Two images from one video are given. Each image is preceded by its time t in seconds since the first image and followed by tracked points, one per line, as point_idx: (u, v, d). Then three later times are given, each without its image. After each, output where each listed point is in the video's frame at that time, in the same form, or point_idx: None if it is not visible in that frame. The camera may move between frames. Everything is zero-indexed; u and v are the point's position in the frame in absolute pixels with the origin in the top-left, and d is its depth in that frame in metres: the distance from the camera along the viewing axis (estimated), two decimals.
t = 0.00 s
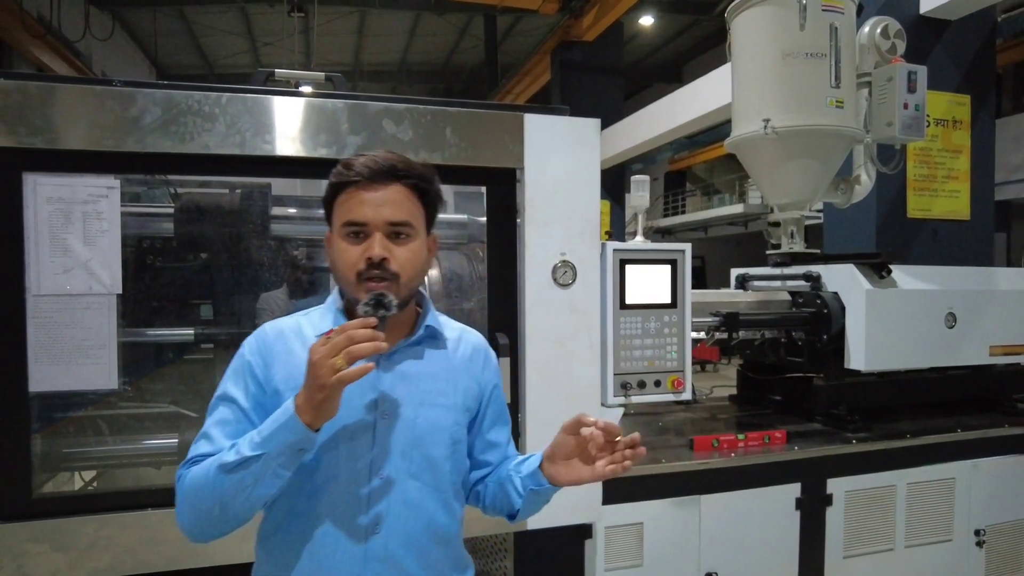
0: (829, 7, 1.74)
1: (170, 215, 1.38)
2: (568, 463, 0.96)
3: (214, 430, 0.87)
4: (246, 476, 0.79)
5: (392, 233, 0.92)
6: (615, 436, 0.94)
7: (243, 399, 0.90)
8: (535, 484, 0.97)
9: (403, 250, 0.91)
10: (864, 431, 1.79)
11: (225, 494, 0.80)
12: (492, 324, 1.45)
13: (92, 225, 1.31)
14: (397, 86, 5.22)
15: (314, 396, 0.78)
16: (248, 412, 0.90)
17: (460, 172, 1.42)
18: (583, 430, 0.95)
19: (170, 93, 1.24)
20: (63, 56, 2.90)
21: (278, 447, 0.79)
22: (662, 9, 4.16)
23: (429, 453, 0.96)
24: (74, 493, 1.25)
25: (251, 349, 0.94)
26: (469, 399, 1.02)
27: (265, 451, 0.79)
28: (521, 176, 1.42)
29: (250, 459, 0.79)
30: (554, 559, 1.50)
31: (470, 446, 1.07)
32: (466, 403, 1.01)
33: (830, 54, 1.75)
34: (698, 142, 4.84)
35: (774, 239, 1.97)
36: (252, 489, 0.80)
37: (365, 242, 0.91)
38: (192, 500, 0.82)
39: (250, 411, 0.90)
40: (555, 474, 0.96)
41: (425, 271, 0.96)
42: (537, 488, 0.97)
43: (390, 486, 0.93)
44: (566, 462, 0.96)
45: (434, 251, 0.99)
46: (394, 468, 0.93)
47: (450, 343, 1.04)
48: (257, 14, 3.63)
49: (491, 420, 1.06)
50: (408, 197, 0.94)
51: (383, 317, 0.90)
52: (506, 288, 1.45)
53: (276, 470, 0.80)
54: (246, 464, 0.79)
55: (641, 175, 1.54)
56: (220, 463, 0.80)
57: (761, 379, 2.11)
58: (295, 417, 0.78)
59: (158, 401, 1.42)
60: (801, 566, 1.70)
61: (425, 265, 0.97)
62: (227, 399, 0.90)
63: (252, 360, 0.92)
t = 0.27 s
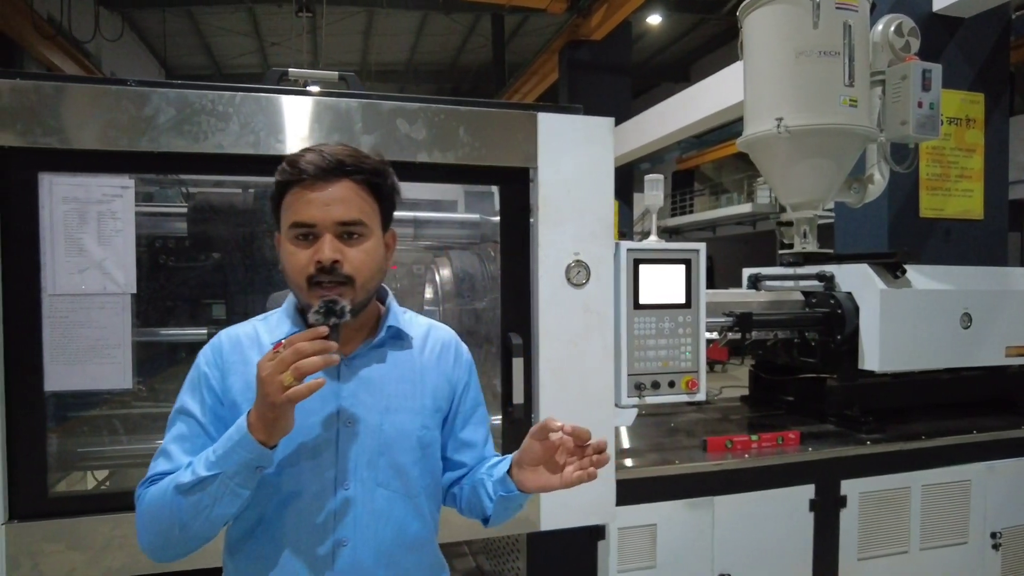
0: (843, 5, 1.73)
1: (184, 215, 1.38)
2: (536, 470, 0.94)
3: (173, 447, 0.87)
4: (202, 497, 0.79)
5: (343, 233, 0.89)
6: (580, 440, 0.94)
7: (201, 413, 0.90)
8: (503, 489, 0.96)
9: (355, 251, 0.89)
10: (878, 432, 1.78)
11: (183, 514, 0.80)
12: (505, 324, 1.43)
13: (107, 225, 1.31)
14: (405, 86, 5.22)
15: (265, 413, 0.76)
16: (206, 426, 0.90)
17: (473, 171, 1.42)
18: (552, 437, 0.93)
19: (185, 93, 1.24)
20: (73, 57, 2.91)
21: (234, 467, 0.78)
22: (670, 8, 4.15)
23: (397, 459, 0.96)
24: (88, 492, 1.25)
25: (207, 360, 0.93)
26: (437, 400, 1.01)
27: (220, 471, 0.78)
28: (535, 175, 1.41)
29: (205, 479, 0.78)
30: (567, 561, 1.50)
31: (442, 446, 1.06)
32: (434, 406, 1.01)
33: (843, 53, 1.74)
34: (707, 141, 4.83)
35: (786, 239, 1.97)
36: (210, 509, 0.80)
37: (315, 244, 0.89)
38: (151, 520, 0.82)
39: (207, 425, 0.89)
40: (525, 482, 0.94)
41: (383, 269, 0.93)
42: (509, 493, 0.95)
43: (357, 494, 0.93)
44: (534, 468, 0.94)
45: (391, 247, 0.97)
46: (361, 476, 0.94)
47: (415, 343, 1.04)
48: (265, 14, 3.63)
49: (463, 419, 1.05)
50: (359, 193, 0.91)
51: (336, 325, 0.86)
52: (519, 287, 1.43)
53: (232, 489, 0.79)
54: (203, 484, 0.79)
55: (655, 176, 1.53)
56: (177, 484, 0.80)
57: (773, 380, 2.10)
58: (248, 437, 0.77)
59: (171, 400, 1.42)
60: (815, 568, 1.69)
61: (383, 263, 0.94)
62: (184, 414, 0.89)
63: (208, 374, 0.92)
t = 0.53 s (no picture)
0: (859, 3, 1.72)
1: (201, 215, 1.39)
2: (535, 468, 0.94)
3: (156, 458, 0.85)
4: (190, 512, 0.78)
5: (327, 236, 0.89)
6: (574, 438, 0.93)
7: (183, 422, 0.88)
8: (502, 485, 0.96)
9: (341, 255, 0.89)
10: (895, 433, 1.77)
11: (171, 529, 0.78)
12: (521, 325, 1.42)
13: (125, 225, 1.31)
14: (414, 86, 5.22)
15: (257, 424, 0.75)
16: (189, 436, 0.88)
17: (489, 171, 1.41)
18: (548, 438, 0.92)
19: (203, 93, 1.25)
20: (87, 58, 2.92)
21: (224, 480, 0.77)
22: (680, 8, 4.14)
23: (390, 456, 0.96)
24: (108, 491, 1.26)
25: (186, 368, 0.91)
26: (427, 395, 1.02)
27: (209, 484, 0.77)
28: (551, 174, 1.40)
29: (193, 493, 0.77)
30: (583, 562, 1.49)
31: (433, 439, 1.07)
32: (424, 400, 1.01)
33: (860, 51, 1.72)
34: (718, 141, 4.82)
35: (801, 239, 1.96)
36: (200, 523, 0.78)
37: (300, 247, 0.88)
38: (138, 536, 0.80)
39: (190, 434, 0.88)
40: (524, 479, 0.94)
41: (367, 272, 0.93)
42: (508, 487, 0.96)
43: (351, 494, 0.93)
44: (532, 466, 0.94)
45: (374, 248, 0.97)
46: (354, 476, 0.93)
47: (402, 338, 1.04)
48: (276, 14, 3.63)
49: (452, 411, 1.06)
50: (343, 194, 0.90)
51: (326, 330, 0.86)
52: (536, 286, 1.42)
53: (222, 501, 0.78)
54: (191, 498, 0.77)
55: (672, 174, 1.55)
56: (163, 499, 0.78)
57: (788, 380, 2.10)
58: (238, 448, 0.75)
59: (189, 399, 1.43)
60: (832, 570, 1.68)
61: (367, 265, 0.95)
62: (165, 425, 0.87)
63: (188, 381, 0.90)
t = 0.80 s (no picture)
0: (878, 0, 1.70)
1: (220, 215, 1.39)
2: (536, 420, 0.97)
3: (171, 474, 0.84)
4: (218, 524, 0.77)
5: (341, 242, 0.89)
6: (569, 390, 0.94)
7: (197, 435, 0.87)
8: (508, 442, 0.99)
9: (355, 260, 0.89)
10: (915, 434, 1.76)
11: (198, 544, 0.78)
12: (538, 326, 1.41)
13: (147, 224, 1.32)
14: (426, 86, 5.23)
15: (284, 432, 0.75)
16: (205, 448, 0.87)
17: (507, 171, 1.41)
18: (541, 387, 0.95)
19: (223, 93, 1.25)
20: (102, 60, 2.93)
21: (251, 490, 0.77)
22: (693, 6, 4.12)
23: (406, 452, 0.98)
24: (129, 489, 1.27)
25: (193, 380, 0.90)
26: (434, 388, 1.04)
27: (236, 495, 0.77)
28: (569, 174, 1.40)
29: (220, 505, 0.77)
30: (603, 563, 1.49)
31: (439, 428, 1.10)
32: (432, 393, 1.03)
33: (879, 49, 1.71)
34: (731, 140, 4.81)
35: (820, 238, 1.95)
36: (228, 535, 0.78)
37: (315, 253, 0.88)
38: (164, 553, 0.79)
39: (206, 446, 0.86)
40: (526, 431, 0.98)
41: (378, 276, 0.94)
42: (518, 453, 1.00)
43: (371, 492, 0.95)
44: (534, 418, 0.98)
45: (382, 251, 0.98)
46: (372, 473, 0.95)
47: (405, 335, 1.05)
48: (289, 15, 3.65)
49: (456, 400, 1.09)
50: (357, 200, 0.91)
51: (344, 334, 0.85)
52: (554, 285, 1.40)
53: (250, 511, 0.78)
54: (218, 511, 0.77)
55: (692, 174, 1.52)
56: (188, 513, 0.78)
57: (805, 381, 2.09)
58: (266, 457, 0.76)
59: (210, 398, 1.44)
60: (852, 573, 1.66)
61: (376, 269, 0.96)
62: (179, 439, 0.86)
63: (197, 393, 0.89)
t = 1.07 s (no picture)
0: None
1: (241, 215, 1.40)
2: (549, 389, 1.01)
3: (209, 476, 0.84)
4: (260, 522, 0.78)
5: (369, 245, 0.90)
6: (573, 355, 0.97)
7: (232, 437, 0.87)
8: (526, 416, 1.03)
9: (382, 263, 0.90)
10: (936, 436, 1.74)
11: (240, 543, 0.78)
12: (556, 325, 1.41)
13: (169, 225, 1.33)
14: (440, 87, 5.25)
15: (325, 430, 0.75)
16: (240, 449, 0.87)
17: (525, 171, 1.41)
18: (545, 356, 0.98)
19: (244, 95, 1.26)
20: (121, 63, 2.97)
21: (293, 487, 0.77)
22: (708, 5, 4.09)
23: (432, 446, 0.99)
24: (151, 487, 1.28)
25: (225, 383, 0.90)
26: (455, 382, 1.06)
27: (277, 493, 0.77)
28: (588, 173, 1.40)
29: (262, 503, 0.77)
30: (619, 564, 1.49)
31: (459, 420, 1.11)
32: (454, 387, 1.05)
33: (900, 46, 1.69)
34: (747, 139, 4.80)
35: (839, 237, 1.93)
36: (268, 532, 0.78)
37: (343, 256, 0.88)
38: (205, 554, 0.79)
39: (241, 447, 0.86)
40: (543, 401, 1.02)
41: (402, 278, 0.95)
42: (540, 429, 1.04)
43: (402, 487, 0.96)
44: (546, 388, 1.01)
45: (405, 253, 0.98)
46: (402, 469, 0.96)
47: (425, 332, 1.07)
48: (306, 17, 3.68)
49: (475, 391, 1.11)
50: (383, 203, 0.91)
51: (376, 333, 0.86)
52: (572, 285, 1.40)
53: (291, 508, 0.78)
54: (260, 509, 0.77)
55: (711, 173, 1.55)
56: (229, 513, 0.78)
57: (824, 381, 2.07)
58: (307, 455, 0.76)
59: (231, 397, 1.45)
60: None
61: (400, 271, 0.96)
62: (214, 441, 0.86)
63: (229, 395, 0.88)
